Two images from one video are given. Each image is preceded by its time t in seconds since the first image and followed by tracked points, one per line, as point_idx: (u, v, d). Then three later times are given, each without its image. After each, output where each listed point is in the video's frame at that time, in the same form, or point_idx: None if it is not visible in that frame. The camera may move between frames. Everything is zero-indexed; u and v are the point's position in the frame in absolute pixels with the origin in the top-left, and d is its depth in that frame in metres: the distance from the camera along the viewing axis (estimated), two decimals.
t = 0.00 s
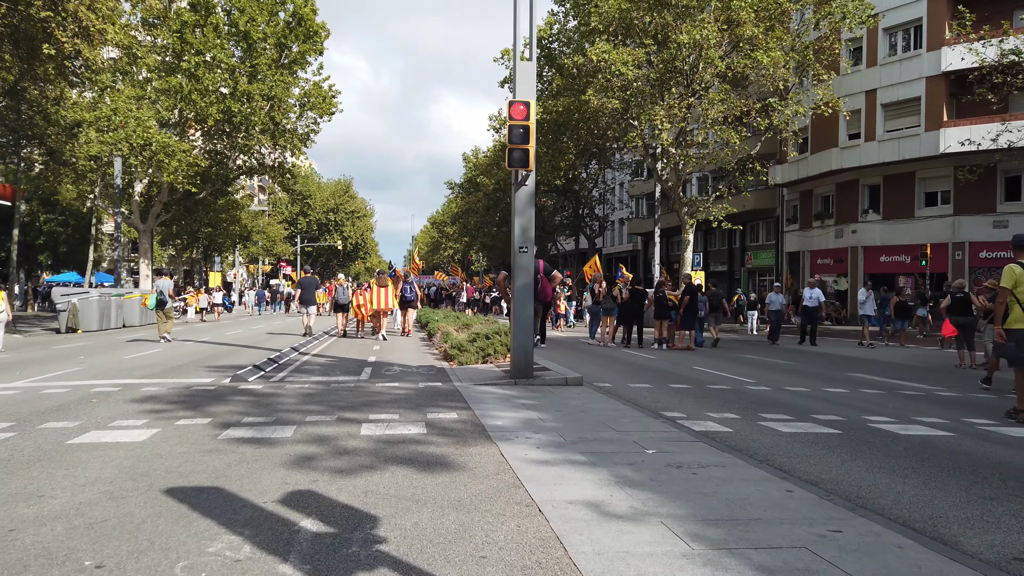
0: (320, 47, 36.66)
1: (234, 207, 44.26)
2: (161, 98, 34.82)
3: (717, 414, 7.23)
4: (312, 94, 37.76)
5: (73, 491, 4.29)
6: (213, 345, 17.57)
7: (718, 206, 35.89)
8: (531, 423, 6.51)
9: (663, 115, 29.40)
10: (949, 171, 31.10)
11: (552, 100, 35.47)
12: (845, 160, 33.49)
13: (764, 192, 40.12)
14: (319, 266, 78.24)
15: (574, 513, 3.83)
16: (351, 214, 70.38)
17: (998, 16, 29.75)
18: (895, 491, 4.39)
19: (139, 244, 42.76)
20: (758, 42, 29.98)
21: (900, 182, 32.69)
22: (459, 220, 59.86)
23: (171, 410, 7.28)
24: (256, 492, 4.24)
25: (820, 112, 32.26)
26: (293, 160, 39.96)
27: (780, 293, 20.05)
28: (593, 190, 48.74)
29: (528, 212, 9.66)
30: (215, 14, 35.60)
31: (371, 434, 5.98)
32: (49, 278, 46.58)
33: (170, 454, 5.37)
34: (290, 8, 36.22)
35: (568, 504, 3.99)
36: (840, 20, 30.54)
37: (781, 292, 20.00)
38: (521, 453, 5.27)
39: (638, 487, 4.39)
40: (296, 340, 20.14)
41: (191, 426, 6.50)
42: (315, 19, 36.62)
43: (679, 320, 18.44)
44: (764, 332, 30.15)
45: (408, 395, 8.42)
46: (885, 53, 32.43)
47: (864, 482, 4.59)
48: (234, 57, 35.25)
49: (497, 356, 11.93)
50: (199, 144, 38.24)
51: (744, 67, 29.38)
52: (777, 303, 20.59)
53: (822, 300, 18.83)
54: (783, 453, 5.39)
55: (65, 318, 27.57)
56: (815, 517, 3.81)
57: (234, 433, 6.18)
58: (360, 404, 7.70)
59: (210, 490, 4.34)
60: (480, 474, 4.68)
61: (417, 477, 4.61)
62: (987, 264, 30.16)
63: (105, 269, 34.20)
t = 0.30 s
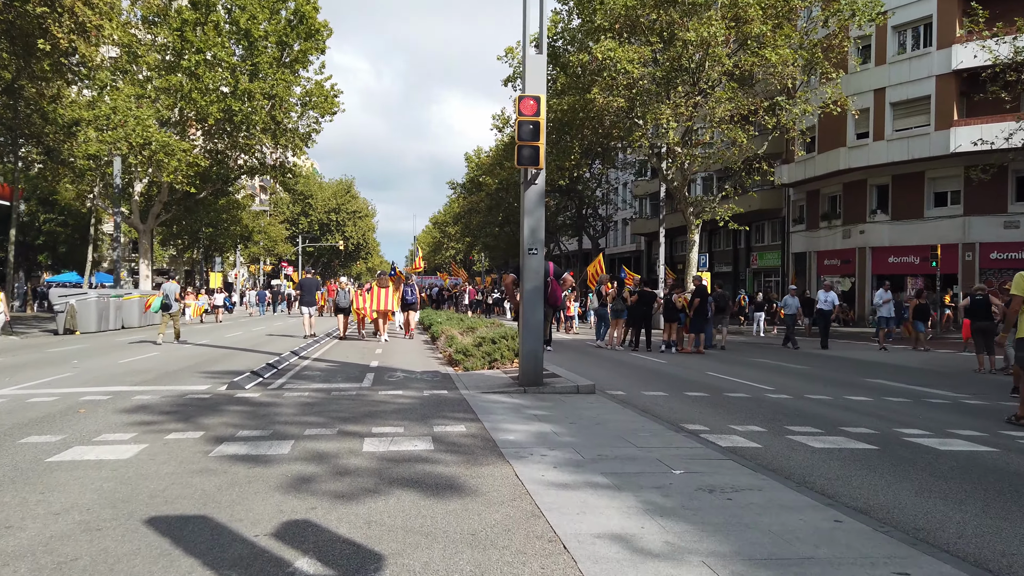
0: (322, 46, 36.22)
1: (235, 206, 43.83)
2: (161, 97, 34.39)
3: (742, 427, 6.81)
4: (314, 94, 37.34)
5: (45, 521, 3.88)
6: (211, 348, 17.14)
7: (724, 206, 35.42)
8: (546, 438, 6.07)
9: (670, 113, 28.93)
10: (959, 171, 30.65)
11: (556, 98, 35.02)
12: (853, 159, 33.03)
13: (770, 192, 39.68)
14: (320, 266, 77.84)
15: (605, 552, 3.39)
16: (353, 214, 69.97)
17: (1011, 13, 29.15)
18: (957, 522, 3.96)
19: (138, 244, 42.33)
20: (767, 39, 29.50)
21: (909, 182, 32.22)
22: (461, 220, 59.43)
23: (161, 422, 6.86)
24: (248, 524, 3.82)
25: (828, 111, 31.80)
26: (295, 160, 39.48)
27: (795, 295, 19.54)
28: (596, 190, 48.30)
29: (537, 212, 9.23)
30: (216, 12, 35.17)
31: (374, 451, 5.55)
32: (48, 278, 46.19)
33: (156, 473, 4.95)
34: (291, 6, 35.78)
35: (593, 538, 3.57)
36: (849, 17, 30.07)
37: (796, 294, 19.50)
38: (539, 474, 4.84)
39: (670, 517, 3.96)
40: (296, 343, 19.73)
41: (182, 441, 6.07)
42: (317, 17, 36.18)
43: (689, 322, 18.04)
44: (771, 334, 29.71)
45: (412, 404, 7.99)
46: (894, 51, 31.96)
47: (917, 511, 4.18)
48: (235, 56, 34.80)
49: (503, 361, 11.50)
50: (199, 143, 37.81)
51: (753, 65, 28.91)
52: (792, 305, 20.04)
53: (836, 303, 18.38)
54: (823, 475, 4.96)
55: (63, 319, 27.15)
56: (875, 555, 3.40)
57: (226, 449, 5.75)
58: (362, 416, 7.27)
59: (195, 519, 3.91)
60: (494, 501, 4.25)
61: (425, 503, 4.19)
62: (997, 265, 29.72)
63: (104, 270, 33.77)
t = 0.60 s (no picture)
0: (321, 42, 35.72)
1: (233, 205, 43.37)
2: (158, 93, 33.94)
3: (764, 428, 6.37)
4: (312, 91, 36.90)
5: None
6: (206, 347, 16.70)
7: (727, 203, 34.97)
8: (556, 439, 5.64)
9: (674, 109, 28.45)
10: (967, 167, 30.21)
11: (558, 95, 34.55)
12: (859, 156, 32.58)
13: (774, 189, 39.26)
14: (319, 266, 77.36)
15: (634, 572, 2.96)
16: (352, 213, 69.54)
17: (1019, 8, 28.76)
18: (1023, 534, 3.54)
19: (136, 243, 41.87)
20: (772, 33, 29.02)
21: (916, 179, 31.76)
22: (461, 219, 58.97)
23: (144, 423, 6.40)
24: (225, 539, 3.36)
25: (834, 107, 31.36)
26: (294, 158, 38.95)
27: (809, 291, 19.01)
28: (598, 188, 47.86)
29: (544, 202, 8.78)
30: (214, 8, 34.68)
31: (370, 453, 5.10)
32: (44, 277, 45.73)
33: (131, 479, 4.50)
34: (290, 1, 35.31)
35: (616, 555, 3.13)
36: (855, 12, 29.64)
37: (810, 291, 18.98)
38: (551, 480, 4.40)
39: (704, 530, 3.50)
40: (293, 341, 19.29)
41: (164, 442, 5.63)
42: (316, 13, 35.69)
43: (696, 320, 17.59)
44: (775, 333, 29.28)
45: (412, 404, 7.54)
46: (900, 46, 31.55)
47: (976, 521, 3.74)
48: (233, 53, 34.31)
49: (507, 359, 11.06)
50: (197, 140, 37.34)
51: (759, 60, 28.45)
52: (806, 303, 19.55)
53: (848, 301, 17.94)
54: (863, 480, 4.53)
55: (57, 318, 26.70)
56: None
57: (210, 451, 5.29)
58: (359, 415, 6.83)
59: (166, 533, 3.47)
60: (501, 509, 3.82)
61: (426, 513, 3.74)
62: (1005, 263, 29.32)
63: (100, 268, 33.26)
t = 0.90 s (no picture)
0: (318, 39, 35.23)
1: (231, 205, 42.90)
2: (154, 91, 33.52)
3: (788, 442, 5.94)
4: (310, 89, 36.45)
5: None
6: (200, 350, 16.26)
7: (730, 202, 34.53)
8: (566, 456, 5.20)
9: (678, 107, 28.01)
10: (974, 165, 29.80)
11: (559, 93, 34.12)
12: (864, 155, 32.16)
13: (777, 188, 38.84)
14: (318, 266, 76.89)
15: None
16: (351, 213, 69.09)
17: None
18: None
19: (132, 243, 41.42)
20: (776, 29, 28.56)
21: (922, 177, 31.34)
22: (461, 219, 58.49)
23: (122, 438, 5.96)
24: None
25: (839, 104, 30.91)
26: (292, 157, 38.48)
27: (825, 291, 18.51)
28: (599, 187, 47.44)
29: (549, 200, 8.36)
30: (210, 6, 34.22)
31: (365, 475, 4.67)
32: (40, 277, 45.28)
33: (99, 505, 4.06)
34: None
35: None
36: (861, 7, 29.19)
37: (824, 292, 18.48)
38: (564, 507, 3.96)
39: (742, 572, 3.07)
40: (290, 343, 18.85)
41: (142, 460, 5.19)
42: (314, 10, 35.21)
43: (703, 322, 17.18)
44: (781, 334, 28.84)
45: (410, 414, 7.10)
46: (905, 43, 31.12)
47: None
48: (230, 50, 33.85)
49: (510, 364, 10.63)
50: (194, 140, 36.88)
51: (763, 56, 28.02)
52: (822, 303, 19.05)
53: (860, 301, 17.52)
54: (907, 506, 4.11)
55: (51, 319, 26.27)
56: None
57: (190, 471, 4.86)
58: (354, 428, 6.40)
59: None
60: (510, 546, 3.38)
61: (426, 551, 3.31)
62: (1013, 262, 28.86)
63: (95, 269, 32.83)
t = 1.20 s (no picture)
0: (322, 36, 34.72)
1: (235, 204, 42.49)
2: (156, 88, 33.09)
3: (830, 449, 5.48)
4: (314, 86, 35.99)
5: None
6: (201, 349, 15.84)
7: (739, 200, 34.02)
8: (592, 466, 4.74)
9: (687, 103, 27.51)
10: (988, 162, 29.26)
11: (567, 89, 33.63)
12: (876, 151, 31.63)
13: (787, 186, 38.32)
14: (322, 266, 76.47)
15: None
16: (356, 212, 68.67)
17: None
18: None
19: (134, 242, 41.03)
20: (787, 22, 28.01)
21: (935, 175, 30.80)
22: (466, 218, 58.00)
23: (109, 444, 5.51)
24: None
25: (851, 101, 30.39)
26: (296, 156, 38.00)
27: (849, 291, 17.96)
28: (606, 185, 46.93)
29: (565, 191, 7.90)
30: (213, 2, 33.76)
31: (372, 487, 4.22)
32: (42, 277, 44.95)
33: (74, 524, 3.62)
34: None
35: None
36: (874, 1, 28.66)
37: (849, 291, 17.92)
38: (597, 527, 3.50)
39: None
40: (294, 343, 18.43)
41: (127, 470, 4.73)
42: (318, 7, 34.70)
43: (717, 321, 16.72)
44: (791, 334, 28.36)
45: (420, 418, 6.65)
46: (918, 38, 30.60)
47: None
48: (233, 47, 33.40)
49: (521, 364, 10.19)
50: (197, 138, 36.45)
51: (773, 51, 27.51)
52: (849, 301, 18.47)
53: (884, 301, 17.07)
54: (984, 526, 3.66)
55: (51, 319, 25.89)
56: None
57: (178, 482, 4.41)
58: (359, 433, 5.95)
59: None
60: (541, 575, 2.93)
61: None
62: None
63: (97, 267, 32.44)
